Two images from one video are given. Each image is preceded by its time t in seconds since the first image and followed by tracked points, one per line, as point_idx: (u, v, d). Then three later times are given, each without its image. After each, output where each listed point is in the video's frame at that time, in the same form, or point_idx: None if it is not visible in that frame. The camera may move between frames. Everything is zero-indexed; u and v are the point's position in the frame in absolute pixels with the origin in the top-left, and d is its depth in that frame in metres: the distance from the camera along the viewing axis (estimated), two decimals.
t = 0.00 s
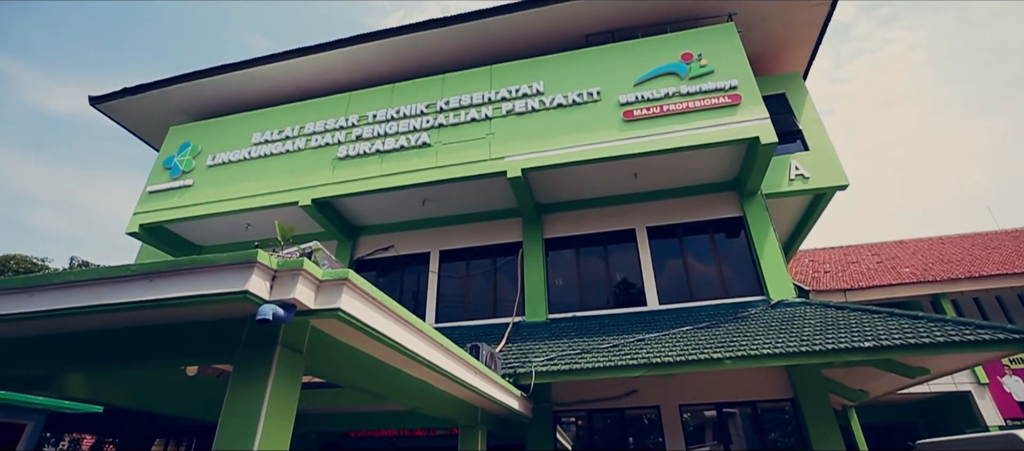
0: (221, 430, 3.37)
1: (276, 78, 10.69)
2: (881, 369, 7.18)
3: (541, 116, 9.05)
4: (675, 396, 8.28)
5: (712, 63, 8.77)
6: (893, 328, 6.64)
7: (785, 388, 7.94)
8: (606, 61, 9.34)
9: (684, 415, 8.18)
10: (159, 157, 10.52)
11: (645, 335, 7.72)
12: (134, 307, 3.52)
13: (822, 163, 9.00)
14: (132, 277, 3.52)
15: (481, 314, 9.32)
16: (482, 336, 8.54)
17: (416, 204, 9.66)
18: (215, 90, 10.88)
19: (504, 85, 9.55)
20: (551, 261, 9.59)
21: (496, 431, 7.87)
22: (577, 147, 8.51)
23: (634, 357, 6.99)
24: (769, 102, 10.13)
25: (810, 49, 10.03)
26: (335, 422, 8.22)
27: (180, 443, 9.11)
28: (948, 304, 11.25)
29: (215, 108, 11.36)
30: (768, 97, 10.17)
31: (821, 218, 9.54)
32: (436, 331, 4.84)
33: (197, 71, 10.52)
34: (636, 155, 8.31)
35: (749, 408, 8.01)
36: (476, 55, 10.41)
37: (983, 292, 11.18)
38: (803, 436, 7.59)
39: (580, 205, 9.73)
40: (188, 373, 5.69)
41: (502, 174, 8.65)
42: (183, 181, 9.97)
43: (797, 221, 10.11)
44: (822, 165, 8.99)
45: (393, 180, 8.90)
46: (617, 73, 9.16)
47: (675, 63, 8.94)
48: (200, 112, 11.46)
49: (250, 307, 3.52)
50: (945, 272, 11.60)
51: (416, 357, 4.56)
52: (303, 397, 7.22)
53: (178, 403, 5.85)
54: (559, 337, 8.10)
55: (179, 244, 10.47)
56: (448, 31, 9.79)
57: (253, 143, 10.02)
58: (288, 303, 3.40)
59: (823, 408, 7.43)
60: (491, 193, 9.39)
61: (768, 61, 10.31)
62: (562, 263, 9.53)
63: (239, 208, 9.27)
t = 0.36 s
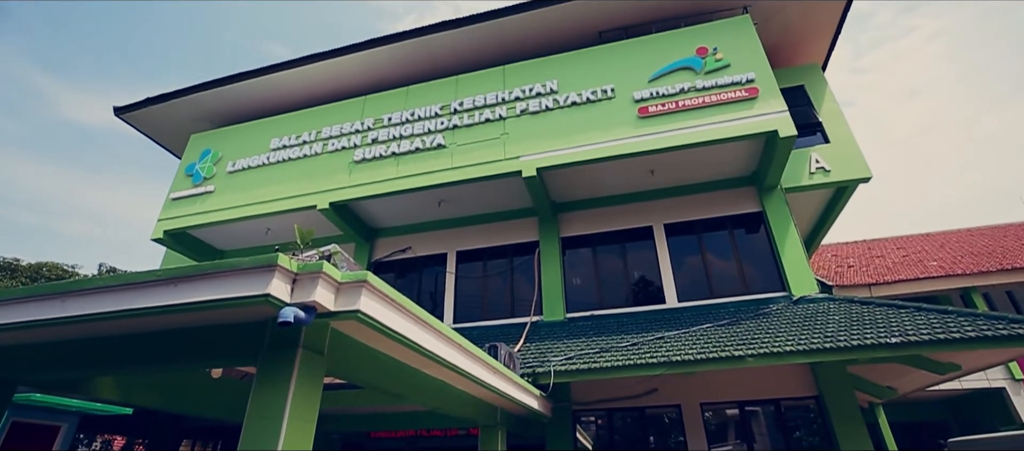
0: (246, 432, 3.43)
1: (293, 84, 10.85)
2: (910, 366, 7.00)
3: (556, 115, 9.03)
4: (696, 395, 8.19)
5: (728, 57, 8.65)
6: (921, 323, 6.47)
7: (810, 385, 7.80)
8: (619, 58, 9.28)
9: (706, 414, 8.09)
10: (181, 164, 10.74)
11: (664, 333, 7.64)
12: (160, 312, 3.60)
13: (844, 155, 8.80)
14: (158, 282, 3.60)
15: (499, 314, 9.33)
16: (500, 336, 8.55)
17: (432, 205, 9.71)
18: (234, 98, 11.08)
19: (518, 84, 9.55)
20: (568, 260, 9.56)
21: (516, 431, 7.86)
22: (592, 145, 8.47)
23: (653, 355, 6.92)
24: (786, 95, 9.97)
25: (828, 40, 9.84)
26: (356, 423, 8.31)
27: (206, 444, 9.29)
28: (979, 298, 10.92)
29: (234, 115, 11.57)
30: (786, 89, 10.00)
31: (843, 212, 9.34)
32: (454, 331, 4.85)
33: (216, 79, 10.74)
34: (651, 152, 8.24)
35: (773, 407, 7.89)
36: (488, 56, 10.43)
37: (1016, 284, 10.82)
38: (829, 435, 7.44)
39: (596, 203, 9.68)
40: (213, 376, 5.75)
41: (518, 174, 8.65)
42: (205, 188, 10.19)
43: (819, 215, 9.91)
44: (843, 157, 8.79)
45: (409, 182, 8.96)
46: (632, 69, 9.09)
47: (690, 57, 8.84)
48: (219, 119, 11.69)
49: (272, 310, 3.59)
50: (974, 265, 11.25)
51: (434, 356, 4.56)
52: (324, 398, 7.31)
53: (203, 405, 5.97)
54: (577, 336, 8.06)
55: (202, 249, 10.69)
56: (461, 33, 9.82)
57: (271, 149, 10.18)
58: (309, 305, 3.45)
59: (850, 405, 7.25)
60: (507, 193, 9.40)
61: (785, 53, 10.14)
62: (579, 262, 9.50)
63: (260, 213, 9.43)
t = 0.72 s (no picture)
0: (266, 433, 3.48)
1: (307, 89, 10.97)
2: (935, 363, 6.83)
3: (568, 113, 9.00)
4: (715, 393, 8.11)
5: (741, 51, 8.54)
6: (945, 318, 6.32)
7: (831, 383, 7.67)
8: (631, 55, 9.22)
9: (724, 412, 8.01)
10: (200, 170, 10.95)
11: (680, 331, 7.57)
12: (181, 315, 3.67)
13: (863, 148, 8.62)
14: (178, 286, 3.67)
15: (514, 314, 9.34)
16: (515, 335, 8.55)
17: (446, 206, 9.74)
18: (249, 104, 11.24)
19: (529, 84, 9.54)
20: (582, 259, 9.53)
21: (533, 430, 7.86)
22: (605, 143, 8.42)
23: (670, 354, 6.87)
24: (802, 88, 9.82)
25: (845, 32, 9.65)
26: (374, 423, 8.38)
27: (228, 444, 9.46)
28: (1007, 293, 10.55)
29: (250, 121, 11.75)
30: (802, 82, 9.85)
31: (863, 206, 9.16)
32: (469, 331, 4.86)
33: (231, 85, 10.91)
34: (665, 149, 8.17)
35: (793, 405, 7.79)
36: (499, 56, 10.44)
37: None
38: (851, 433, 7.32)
39: (609, 201, 9.63)
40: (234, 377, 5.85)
41: (530, 174, 8.64)
42: (222, 193, 10.35)
43: (838, 210, 9.74)
44: (862, 150, 8.62)
45: (423, 183, 9.01)
46: (644, 66, 9.03)
47: (703, 52, 8.75)
48: (236, 125, 11.88)
49: (289, 312, 3.63)
50: (1001, 258, 10.94)
51: (448, 356, 4.56)
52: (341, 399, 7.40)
53: (224, 406, 6.08)
54: (592, 335, 8.03)
55: (221, 254, 10.89)
56: (471, 33, 9.84)
57: (287, 153, 10.31)
58: (325, 307, 3.48)
59: (874, 402, 7.09)
60: (520, 192, 9.40)
61: (800, 46, 9.98)
62: (593, 261, 9.46)
63: (276, 217, 9.56)
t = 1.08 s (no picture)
0: (280, 434, 3.51)
1: (317, 92, 11.07)
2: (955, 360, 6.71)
3: (577, 112, 8.97)
4: (728, 392, 8.04)
5: (752, 46, 8.45)
6: (963, 315, 6.21)
7: (847, 381, 7.57)
8: (640, 52, 9.17)
9: (738, 411, 7.93)
10: (213, 174, 11.09)
11: (693, 330, 7.51)
12: (197, 317, 3.72)
13: (878, 142, 8.49)
14: (194, 289, 3.72)
15: (525, 314, 9.33)
16: (526, 335, 8.55)
17: (456, 207, 9.76)
18: (260, 107, 11.35)
19: (537, 83, 9.53)
20: (592, 258, 9.50)
21: (545, 430, 7.85)
22: (614, 142, 8.39)
23: (682, 352, 6.82)
24: (814, 83, 9.70)
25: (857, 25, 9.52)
26: (387, 423, 8.43)
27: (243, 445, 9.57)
28: None
29: (261, 124, 11.87)
30: (814, 77, 9.73)
31: (878, 201, 9.03)
32: (480, 330, 4.85)
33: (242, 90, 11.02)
34: (675, 146, 8.11)
35: (808, 404, 7.69)
36: (507, 56, 10.44)
37: None
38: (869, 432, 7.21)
39: (620, 200, 9.59)
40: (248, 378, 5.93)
41: (540, 173, 8.62)
42: (235, 196, 10.46)
43: (851, 206, 9.61)
44: (876, 145, 8.48)
45: (433, 184, 9.03)
46: (653, 63, 8.97)
47: (712, 48, 8.68)
48: (248, 129, 12.01)
49: (302, 313, 3.67)
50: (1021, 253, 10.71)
51: (460, 356, 4.56)
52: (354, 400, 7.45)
53: (239, 407, 6.14)
54: (604, 334, 8.00)
55: (235, 256, 11.04)
56: (479, 34, 9.86)
57: (298, 156, 10.41)
58: (338, 308, 3.51)
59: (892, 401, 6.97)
60: (530, 192, 9.39)
61: (811, 40, 9.87)
62: (604, 260, 9.43)
63: (288, 219, 9.64)
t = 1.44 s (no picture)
0: (292, 434, 3.53)
1: (325, 95, 11.13)
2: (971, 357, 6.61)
3: (584, 111, 8.95)
4: (739, 391, 7.98)
5: (760, 43, 8.39)
6: (979, 312, 6.11)
7: (860, 379, 7.48)
8: (647, 50, 9.13)
9: (749, 410, 7.87)
10: (223, 176, 11.20)
11: (703, 328, 7.47)
12: (207, 320, 3.76)
13: (889, 137, 8.38)
14: (204, 291, 3.75)
15: (533, 314, 9.33)
16: (535, 335, 8.54)
17: (464, 207, 9.78)
18: (269, 110, 11.44)
19: (544, 82, 9.51)
20: (601, 257, 9.48)
21: (555, 430, 7.83)
22: (622, 140, 8.36)
23: (693, 351, 6.78)
24: (823, 78, 9.61)
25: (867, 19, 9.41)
26: (397, 423, 8.47)
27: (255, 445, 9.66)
28: None
29: (270, 127, 11.97)
30: (823, 72, 9.63)
31: (890, 197, 8.92)
32: (488, 330, 4.86)
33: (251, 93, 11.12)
34: (683, 144, 8.07)
35: (821, 402, 7.62)
36: (514, 55, 10.44)
37: None
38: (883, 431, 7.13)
39: (628, 199, 9.56)
40: (259, 379, 6.03)
41: (548, 173, 8.61)
42: (244, 198, 10.56)
43: (863, 202, 9.50)
44: (888, 140, 8.38)
45: (440, 184, 9.06)
46: (660, 61, 8.93)
47: (720, 45, 8.61)
48: (257, 132, 12.11)
49: (312, 314, 3.69)
50: None
51: (469, 356, 4.57)
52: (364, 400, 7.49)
53: (252, 407, 6.21)
54: (613, 333, 7.98)
55: (245, 258, 11.16)
56: (485, 34, 9.86)
57: (306, 158, 10.48)
58: (347, 309, 3.52)
59: (907, 400, 6.89)
60: (538, 191, 9.38)
61: (820, 35, 9.77)
62: (613, 259, 9.40)
63: (298, 220, 9.71)
